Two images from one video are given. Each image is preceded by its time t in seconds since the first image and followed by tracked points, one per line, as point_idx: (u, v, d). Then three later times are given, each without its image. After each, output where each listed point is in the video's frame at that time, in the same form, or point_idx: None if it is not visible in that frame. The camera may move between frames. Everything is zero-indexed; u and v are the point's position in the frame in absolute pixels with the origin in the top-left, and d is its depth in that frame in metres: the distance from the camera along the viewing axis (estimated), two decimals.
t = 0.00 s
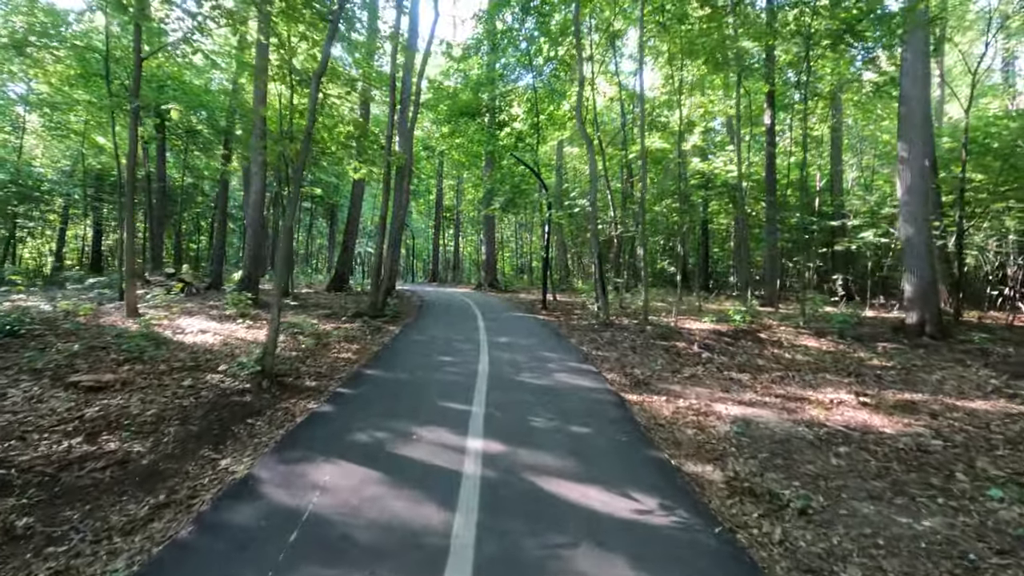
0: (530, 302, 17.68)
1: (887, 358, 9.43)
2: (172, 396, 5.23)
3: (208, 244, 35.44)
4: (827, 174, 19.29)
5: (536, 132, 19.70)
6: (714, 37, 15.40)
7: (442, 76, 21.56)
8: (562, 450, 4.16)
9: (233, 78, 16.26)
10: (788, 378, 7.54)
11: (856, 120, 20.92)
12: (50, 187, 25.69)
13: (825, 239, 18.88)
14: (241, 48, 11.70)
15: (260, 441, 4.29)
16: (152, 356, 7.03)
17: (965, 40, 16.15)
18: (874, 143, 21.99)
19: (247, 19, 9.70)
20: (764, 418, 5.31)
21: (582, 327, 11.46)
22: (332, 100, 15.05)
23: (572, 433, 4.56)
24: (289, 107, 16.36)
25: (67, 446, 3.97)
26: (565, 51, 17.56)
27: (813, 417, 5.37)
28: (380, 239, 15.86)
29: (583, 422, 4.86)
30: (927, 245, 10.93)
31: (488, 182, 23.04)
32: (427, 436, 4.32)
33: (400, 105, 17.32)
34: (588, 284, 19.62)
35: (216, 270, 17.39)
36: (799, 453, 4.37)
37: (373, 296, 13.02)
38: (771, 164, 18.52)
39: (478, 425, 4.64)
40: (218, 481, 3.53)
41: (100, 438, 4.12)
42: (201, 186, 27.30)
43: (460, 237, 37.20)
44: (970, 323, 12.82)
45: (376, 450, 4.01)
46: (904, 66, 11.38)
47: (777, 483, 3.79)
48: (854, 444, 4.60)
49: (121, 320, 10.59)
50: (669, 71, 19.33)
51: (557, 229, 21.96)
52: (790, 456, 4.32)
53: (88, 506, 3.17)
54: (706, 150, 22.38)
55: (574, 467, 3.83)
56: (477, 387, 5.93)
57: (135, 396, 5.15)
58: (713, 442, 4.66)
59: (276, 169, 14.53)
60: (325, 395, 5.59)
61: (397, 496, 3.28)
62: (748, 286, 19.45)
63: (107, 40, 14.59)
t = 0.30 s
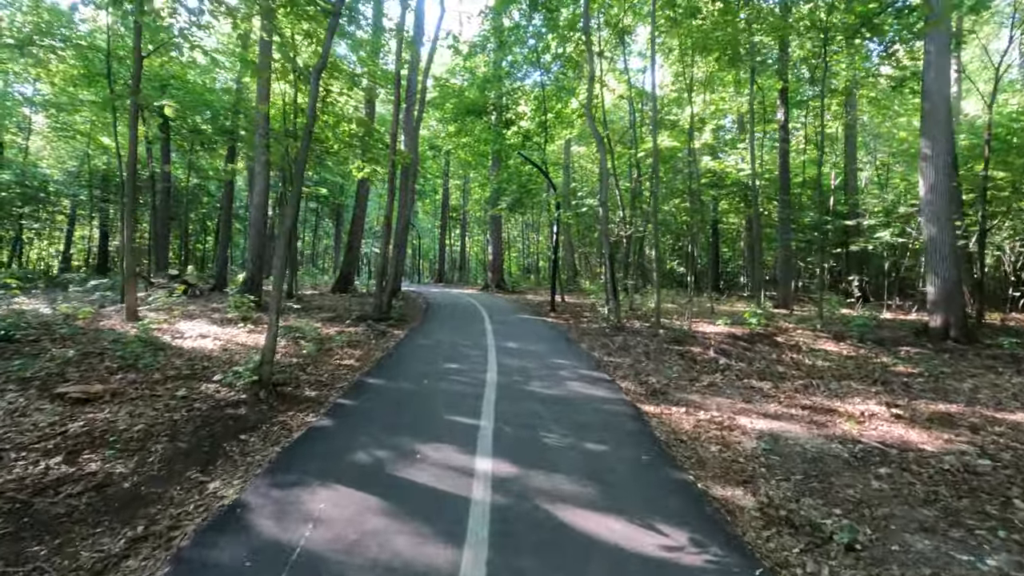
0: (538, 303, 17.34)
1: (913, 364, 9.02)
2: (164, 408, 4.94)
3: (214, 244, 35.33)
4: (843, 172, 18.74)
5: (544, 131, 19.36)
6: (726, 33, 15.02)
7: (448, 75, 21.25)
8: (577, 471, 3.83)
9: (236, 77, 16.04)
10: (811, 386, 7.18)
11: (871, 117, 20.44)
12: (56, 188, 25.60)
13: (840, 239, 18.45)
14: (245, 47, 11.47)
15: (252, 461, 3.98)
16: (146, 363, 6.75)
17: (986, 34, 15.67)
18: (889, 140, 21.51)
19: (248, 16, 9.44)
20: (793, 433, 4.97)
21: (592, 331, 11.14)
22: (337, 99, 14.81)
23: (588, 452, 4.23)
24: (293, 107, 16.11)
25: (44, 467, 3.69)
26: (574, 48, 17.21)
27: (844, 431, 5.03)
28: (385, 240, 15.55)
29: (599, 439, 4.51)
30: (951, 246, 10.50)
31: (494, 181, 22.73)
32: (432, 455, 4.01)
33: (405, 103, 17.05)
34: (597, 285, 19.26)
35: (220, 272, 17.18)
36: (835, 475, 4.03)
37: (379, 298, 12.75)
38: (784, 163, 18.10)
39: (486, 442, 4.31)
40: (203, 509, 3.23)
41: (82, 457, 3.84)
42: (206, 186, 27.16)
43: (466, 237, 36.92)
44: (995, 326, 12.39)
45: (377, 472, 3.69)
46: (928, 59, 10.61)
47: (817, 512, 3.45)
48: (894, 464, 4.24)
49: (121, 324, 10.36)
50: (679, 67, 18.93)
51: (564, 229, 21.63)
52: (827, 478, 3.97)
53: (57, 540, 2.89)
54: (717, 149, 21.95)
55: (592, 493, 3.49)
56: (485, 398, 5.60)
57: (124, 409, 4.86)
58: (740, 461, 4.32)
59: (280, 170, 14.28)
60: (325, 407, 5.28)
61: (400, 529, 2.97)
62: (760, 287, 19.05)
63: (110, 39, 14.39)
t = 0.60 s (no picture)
0: (544, 304, 17.02)
1: (935, 367, 8.64)
2: (148, 417, 4.66)
3: (219, 244, 35.18)
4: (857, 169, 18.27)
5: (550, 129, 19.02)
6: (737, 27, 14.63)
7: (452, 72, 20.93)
8: (588, 491, 3.50)
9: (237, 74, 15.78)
10: (832, 391, 6.83)
11: (884, 113, 19.98)
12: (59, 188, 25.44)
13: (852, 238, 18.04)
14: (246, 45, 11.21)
15: (236, 476, 3.69)
16: (136, 367, 6.47)
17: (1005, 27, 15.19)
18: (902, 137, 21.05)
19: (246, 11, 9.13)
20: (819, 445, 4.63)
21: (600, 333, 10.82)
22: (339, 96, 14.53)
23: (599, 468, 3.91)
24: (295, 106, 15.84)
25: (11, 484, 3.42)
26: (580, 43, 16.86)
27: (874, 443, 4.68)
28: (387, 239, 15.25)
29: (611, 453, 4.18)
30: (973, 245, 10.09)
31: (499, 180, 22.41)
32: (430, 471, 3.70)
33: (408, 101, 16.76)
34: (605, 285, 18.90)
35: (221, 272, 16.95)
36: (870, 493, 3.70)
37: (381, 299, 12.48)
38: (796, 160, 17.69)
39: (489, 457, 4.00)
40: (177, 533, 2.95)
41: (53, 474, 3.57)
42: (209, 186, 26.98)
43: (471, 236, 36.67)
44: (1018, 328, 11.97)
45: (368, 491, 3.39)
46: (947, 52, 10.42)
47: (855, 539, 3.12)
48: (932, 481, 3.91)
49: (117, 325, 10.11)
50: (688, 63, 18.55)
51: (571, 228, 21.29)
52: (861, 497, 3.64)
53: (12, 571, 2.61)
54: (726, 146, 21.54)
55: (605, 516, 3.17)
56: (489, 407, 5.29)
57: (106, 418, 4.58)
58: (764, 477, 4.00)
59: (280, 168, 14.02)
60: (319, 417, 4.98)
61: (392, 559, 2.66)
62: (771, 288, 18.65)
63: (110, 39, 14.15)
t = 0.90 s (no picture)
0: (548, 305, 16.67)
1: (958, 374, 8.24)
2: (122, 433, 4.35)
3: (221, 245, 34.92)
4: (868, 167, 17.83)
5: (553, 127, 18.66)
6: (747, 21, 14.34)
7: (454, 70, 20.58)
8: (596, 521, 3.16)
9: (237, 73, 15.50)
10: (851, 400, 6.45)
11: (896, 110, 19.54)
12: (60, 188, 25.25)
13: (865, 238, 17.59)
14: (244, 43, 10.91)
15: (209, 501, 3.37)
16: (118, 375, 6.15)
17: None
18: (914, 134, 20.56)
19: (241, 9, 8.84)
20: (844, 464, 4.26)
21: (606, 337, 10.47)
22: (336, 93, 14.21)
23: (607, 492, 3.57)
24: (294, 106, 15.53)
25: None
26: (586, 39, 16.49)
27: (904, 462, 4.31)
28: (388, 240, 14.93)
29: (620, 474, 3.85)
30: (996, 246, 9.64)
31: (503, 179, 22.09)
32: (421, 497, 3.38)
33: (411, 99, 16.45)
34: (610, 286, 18.51)
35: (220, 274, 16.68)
36: (906, 523, 3.34)
37: (381, 301, 12.17)
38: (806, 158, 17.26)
39: (487, 479, 3.67)
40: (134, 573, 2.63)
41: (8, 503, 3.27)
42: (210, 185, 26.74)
43: (475, 236, 36.35)
44: None
45: (352, 522, 3.05)
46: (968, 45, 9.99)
47: None
48: (975, 509, 3.53)
49: (108, 330, 9.81)
50: (695, 59, 18.18)
51: (576, 228, 20.93)
52: (899, 528, 3.28)
53: None
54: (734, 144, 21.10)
55: (614, 553, 2.83)
56: (489, 420, 4.96)
57: (76, 434, 4.29)
58: (789, 502, 3.64)
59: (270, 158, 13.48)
60: (307, 431, 4.65)
61: None
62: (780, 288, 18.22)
63: (107, 36, 13.87)
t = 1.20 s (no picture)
0: (553, 305, 16.35)
1: (983, 377, 7.87)
2: (99, 445, 4.06)
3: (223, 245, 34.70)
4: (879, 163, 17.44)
5: (558, 123, 18.32)
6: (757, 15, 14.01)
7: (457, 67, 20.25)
8: (611, 548, 2.84)
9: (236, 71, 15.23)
10: (876, 407, 6.10)
11: (909, 106, 19.11)
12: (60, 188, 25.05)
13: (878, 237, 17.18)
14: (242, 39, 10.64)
15: (185, 525, 3.07)
16: (104, 380, 5.87)
17: None
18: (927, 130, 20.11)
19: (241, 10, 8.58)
20: (879, 479, 3.93)
21: (613, 338, 10.14)
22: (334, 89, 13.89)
23: (622, 513, 3.24)
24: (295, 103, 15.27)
25: None
26: (591, 34, 16.15)
27: (943, 478, 3.97)
28: (389, 239, 14.61)
29: (635, 493, 3.52)
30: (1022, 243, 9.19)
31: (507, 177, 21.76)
32: (417, 521, 3.06)
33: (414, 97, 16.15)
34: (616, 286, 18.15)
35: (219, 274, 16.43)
36: (957, 550, 3.01)
37: (382, 302, 11.88)
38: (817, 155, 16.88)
39: (490, 499, 3.34)
40: None
41: None
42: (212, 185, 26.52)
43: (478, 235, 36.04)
44: None
45: (340, 552, 2.74)
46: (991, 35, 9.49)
47: None
48: None
49: (101, 332, 9.54)
50: (702, 55, 17.82)
51: (581, 226, 20.59)
52: (949, 556, 2.95)
53: None
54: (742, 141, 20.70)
55: None
56: (492, 430, 4.64)
57: (50, 447, 4.00)
58: (823, 525, 3.31)
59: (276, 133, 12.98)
60: (297, 442, 4.34)
61: None
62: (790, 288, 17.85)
63: (103, 34, 13.54)
